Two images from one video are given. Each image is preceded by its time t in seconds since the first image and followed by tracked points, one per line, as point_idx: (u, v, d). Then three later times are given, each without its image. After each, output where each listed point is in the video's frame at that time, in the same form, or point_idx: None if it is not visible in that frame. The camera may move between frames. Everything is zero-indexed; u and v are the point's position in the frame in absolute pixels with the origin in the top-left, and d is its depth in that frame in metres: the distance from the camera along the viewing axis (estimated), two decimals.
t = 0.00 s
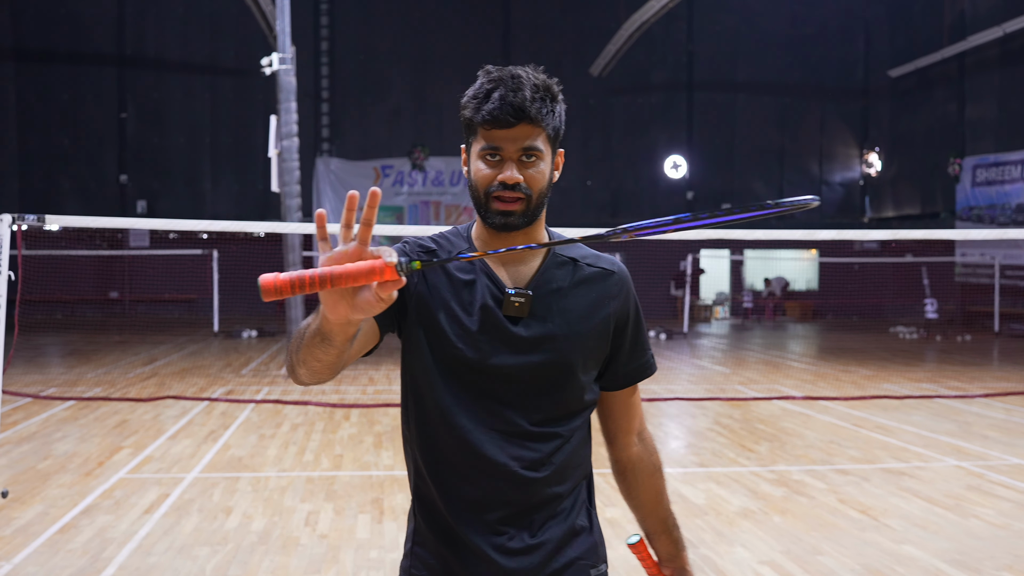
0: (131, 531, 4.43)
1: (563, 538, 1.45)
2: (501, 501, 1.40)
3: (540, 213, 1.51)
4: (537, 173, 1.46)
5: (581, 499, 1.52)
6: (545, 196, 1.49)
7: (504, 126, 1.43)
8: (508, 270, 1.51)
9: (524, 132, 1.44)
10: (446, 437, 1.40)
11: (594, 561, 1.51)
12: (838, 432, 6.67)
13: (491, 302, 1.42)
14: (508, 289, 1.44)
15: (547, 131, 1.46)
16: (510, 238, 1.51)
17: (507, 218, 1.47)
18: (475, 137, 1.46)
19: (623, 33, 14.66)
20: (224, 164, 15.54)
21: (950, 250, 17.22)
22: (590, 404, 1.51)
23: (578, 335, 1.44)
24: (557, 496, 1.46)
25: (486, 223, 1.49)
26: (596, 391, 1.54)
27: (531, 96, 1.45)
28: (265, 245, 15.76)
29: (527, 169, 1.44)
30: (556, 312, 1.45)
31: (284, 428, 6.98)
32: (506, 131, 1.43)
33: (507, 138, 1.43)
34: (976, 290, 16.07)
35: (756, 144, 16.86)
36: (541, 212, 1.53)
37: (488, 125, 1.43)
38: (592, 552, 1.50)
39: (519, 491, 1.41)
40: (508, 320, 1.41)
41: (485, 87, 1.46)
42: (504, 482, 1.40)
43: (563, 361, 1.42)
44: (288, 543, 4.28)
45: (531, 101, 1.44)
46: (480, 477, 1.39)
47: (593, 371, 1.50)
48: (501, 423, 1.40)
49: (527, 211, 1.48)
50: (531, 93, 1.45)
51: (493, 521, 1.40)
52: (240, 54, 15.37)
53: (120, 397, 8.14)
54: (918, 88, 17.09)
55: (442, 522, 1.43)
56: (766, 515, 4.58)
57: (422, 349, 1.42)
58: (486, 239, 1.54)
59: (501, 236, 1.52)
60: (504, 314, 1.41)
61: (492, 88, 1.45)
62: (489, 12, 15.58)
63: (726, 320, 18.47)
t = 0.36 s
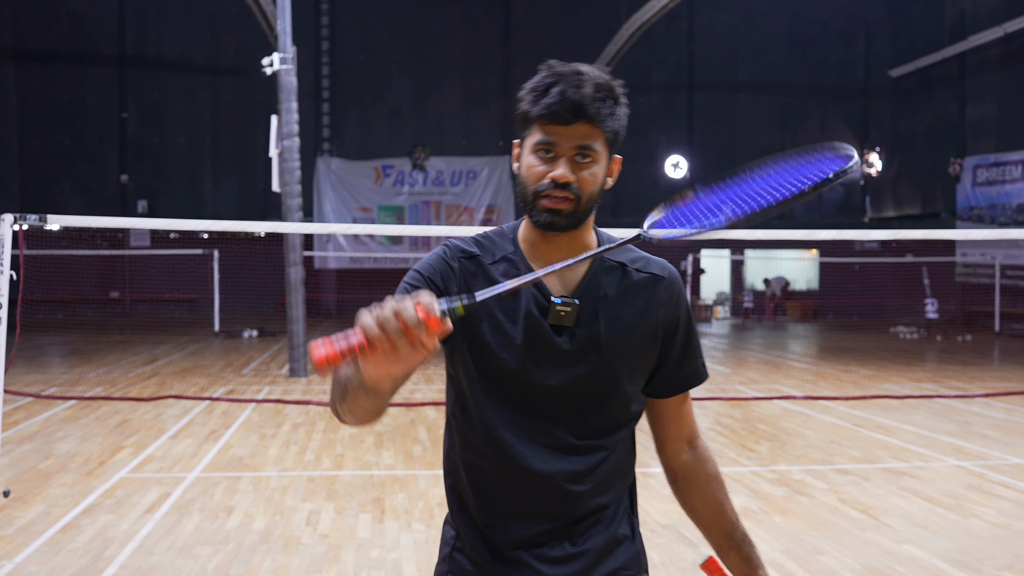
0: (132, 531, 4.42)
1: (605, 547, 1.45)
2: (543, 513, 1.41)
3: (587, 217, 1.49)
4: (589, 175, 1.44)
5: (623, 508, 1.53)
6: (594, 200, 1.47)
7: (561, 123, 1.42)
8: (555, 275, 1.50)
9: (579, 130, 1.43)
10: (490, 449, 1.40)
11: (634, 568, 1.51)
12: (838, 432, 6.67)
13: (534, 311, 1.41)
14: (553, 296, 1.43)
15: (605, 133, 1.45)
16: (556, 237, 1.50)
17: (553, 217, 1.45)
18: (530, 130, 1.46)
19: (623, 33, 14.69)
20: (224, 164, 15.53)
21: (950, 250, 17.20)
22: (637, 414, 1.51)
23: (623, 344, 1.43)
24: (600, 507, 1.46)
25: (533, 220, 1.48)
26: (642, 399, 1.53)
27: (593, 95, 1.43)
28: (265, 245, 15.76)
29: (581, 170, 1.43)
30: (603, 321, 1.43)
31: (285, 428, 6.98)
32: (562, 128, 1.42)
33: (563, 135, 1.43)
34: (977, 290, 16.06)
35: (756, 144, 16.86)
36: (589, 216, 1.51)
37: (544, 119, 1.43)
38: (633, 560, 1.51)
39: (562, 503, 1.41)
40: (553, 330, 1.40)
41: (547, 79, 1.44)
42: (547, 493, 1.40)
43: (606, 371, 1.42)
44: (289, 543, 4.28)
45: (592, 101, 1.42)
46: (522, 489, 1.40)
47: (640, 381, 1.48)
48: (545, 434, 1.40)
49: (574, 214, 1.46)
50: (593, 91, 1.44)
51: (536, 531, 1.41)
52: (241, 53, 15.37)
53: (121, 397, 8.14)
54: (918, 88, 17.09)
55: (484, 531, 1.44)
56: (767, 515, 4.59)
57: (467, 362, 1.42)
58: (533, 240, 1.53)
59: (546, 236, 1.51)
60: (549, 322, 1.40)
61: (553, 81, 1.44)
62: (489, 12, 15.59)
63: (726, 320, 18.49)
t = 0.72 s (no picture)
0: (133, 531, 4.42)
1: (631, 554, 1.45)
2: (569, 515, 1.41)
3: (632, 196, 1.51)
4: (637, 147, 1.48)
5: (651, 515, 1.52)
6: (640, 177, 1.50)
7: (616, 93, 1.47)
8: (589, 257, 1.54)
9: (633, 101, 1.48)
10: (520, 446, 1.41)
11: None
12: (839, 432, 6.66)
13: (565, 294, 1.44)
14: (584, 279, 1.46)
15: (653, 110, 1.52)
16: (599, 214, 1.49)
17: (604, 186, 1.45)
18: (581, 105, 1.50)
19: (624, 33, 14.70)
20: (225, 164, 15.53)
21: (951, 250, 17.17)
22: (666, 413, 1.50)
23: (654, 332, 1.45)
24: (627, 510, 1.46)
25: (579, 197, 1.48)
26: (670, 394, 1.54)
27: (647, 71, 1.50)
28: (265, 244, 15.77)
29: (632, 138, 1.46)
30: (633, 307, 1.46)
31: (286, 428, 6.98)
32: (618, 97, 1.47)
33: (620, 103, 1.47)
34: (978, 290, 16.02)
35: (757, 143, 16.86)
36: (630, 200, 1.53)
37: (601, 89, 1.47)
38: (659, 569, 1.50)
39: (588, 506, 1.41)
40: (585, 314, 1.43)
41: (600, 57, 1.51)
42: (574, 495, 1.41)
43: (639, 361, 1.42)
44: (290, 543, 4.28)
45: (646, 75, 1.49)
46: (551, 489, 1.40)
47: (671, 373, 1.49)
48: (576, 431, 1.40)
49: (623, 185, 1.46)
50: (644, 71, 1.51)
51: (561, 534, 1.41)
52: (241, 53, 15.38)
53: (122, 396, 8.14)
54: (918, 88, 17.07)
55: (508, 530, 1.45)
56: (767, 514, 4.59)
57: (500, 349, 1.43)
58: (568, 224, 1.54)
59: (586, 217, 1.51)
60: (580, 306, 1.43)
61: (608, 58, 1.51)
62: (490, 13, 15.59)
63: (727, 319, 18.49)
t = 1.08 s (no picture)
0: (134, 531, 4.42)
1: (620, 554, 1.47)
2: (558, 519, 1.41)
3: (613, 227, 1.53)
4: (623, 184, 1.49)
5: (634, 515, 1.54)
6: (622, 211, 1.51)
7: (609, 124, 1.46)
8: (572, 269, 1.52)
9: (627, 135, 1.47)
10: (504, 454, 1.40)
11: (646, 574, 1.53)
12: (840, 432, 6.66)
13: (550, 307, 1.43)
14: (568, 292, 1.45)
15: (646, 148, 1.51)
16: (578, 242, 1.51)
17: (583, 222, 1.47)
18: (576, 126, 1.49)
19: (625, 33, 14.70)
20: (226, 164, 15.54)
21: (953, 250, 17.13)
22: (646, 418, 1.53)
23: (637, 343, 1.47)
24: (614, 511, 1.47)
25: (563, 219, 1.49)
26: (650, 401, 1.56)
27: (646, 101, 1.48)
28: (267, 244, 15.78)
29: (618, 177, 1.47)
30: (616, 319, 1.46)
31: (287, 427, 6.98)
32: (610, 129, 1.46)
33: (612, 137, 1.46)
34: (979, 289, 15.99)
35: (757, 144, 16.86)
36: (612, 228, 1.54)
37: (596, 117, 1.46)
38: (645, 567, 1.52)
39: (576, 508, 1.41)
40: (569, 327, 1.42)
41: (599, 77, 1.48)
42: (561, 498, 1.41)
43: (620, 371, 1.44)
44: (290, 542, 4.28)
45: (644, 108, 1.47)
46: (538, 493, 1.40)
47: (648, 382, 1.51)
48: (560, 438, 1.40)
49: (603, 222, 1.49)
50: (646, 102, 1.49)
51: (551, 537, 1.41)
52: (242, 53, 15.39)
53: (123, 396, 8.15)
54: (920, 88, 17.04)
55: (496, 536, 1.43)
56: (768, 514, 4.59)
57: (484, 358, 1.44)
58: (551, 237, 1.53)
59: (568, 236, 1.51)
60: (564, 318, 1.42)
61: (614, 82, 1.47)
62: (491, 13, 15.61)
63: (728, 319, 18.51)
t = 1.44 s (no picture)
0: (136, 530, 4.43)
1: (613, 553, 1.45)
2: (550, 520, 1.39)
3: (591, 185, 1.49)
4: (579, 138, 1.46)
5: (627, 514, 1.51)
6: (592, 162, 1.48)
7: (536, 95, 1.45)
8: (557, 261, 1.54)
9: (554, 97, 1.46)
10: (493, 454, 1.37)
11: None
12: (841, 432, 6.65)
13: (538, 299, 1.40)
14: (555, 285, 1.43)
15: (575, 94, 1.48)
16: (559, 218, 1.49)
17: (565, 185, 1.43)
18: (508, 118, 1.47)
19: (626, 32, 14.67)
20: (227, 164, 15.54)
21: (954, 250, 17.09)
22: (638, 414, 1.49)
23: (628, 335, 1.43)
24: (606, 510, 1.44)
25: (540, 203, 1.46)
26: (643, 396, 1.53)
27: (558, 60, 1.47)
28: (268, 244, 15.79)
29: (572, 133, 1.44)
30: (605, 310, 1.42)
31: (288, 427, 6.98)
32: (541, 98, 1.45)
33: (543, 105, 1.45)
34: (980, 289, 15.97)
35: (759, 142, 16.86)
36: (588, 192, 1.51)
37: (521, 96, 1.45)
38: (637, 568, 1.51)
39: (568, 507, 1.40)
40: (558, 317, 1.39)
41: (506, 63, 1.48)
42: (553, 497, 1.39)
43: (612, 363, 1.41)
44: (291, 541, 4.29)
45: (559, 64, 1.46)
46: (528, 492, 1.38)
47: (642, 374, 1.48)
48: (550, 436, 1.38)
49: (583, 175, 1.45)
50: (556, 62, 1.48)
51: (543, 537, 1.39)
52: (243, 53, 15.39)
53: (125, 395, 8.17)
54: (921, 88, 17.02)
55: (487, 539, 1.42)
56: (769, 513, 4.58)
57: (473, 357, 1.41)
58: (531, 228, 1.52)
59: (547, 221, 1.50)
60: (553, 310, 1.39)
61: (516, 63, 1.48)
62: (493, 12, 15.62)
63: (729, 319, 18.53)
